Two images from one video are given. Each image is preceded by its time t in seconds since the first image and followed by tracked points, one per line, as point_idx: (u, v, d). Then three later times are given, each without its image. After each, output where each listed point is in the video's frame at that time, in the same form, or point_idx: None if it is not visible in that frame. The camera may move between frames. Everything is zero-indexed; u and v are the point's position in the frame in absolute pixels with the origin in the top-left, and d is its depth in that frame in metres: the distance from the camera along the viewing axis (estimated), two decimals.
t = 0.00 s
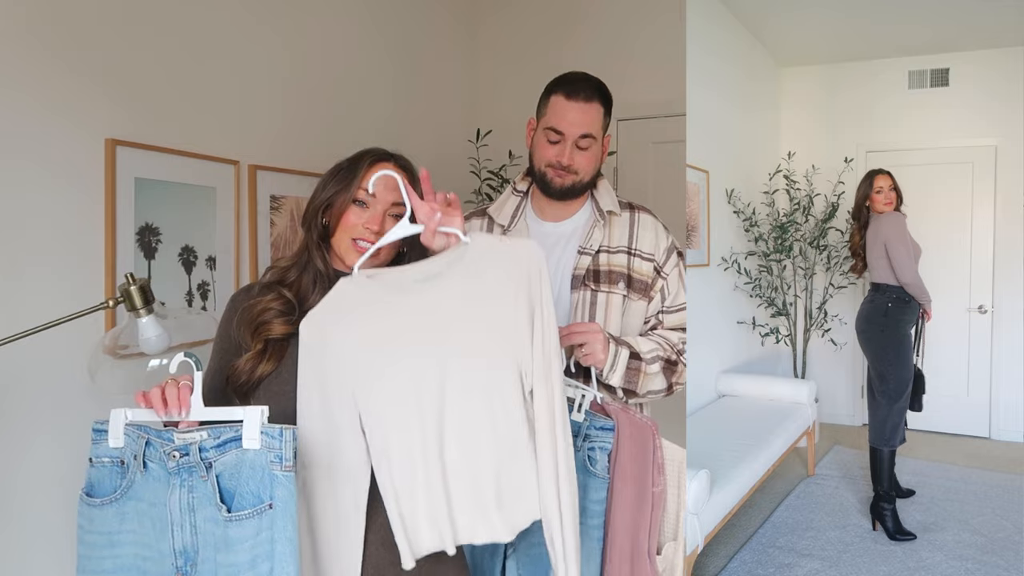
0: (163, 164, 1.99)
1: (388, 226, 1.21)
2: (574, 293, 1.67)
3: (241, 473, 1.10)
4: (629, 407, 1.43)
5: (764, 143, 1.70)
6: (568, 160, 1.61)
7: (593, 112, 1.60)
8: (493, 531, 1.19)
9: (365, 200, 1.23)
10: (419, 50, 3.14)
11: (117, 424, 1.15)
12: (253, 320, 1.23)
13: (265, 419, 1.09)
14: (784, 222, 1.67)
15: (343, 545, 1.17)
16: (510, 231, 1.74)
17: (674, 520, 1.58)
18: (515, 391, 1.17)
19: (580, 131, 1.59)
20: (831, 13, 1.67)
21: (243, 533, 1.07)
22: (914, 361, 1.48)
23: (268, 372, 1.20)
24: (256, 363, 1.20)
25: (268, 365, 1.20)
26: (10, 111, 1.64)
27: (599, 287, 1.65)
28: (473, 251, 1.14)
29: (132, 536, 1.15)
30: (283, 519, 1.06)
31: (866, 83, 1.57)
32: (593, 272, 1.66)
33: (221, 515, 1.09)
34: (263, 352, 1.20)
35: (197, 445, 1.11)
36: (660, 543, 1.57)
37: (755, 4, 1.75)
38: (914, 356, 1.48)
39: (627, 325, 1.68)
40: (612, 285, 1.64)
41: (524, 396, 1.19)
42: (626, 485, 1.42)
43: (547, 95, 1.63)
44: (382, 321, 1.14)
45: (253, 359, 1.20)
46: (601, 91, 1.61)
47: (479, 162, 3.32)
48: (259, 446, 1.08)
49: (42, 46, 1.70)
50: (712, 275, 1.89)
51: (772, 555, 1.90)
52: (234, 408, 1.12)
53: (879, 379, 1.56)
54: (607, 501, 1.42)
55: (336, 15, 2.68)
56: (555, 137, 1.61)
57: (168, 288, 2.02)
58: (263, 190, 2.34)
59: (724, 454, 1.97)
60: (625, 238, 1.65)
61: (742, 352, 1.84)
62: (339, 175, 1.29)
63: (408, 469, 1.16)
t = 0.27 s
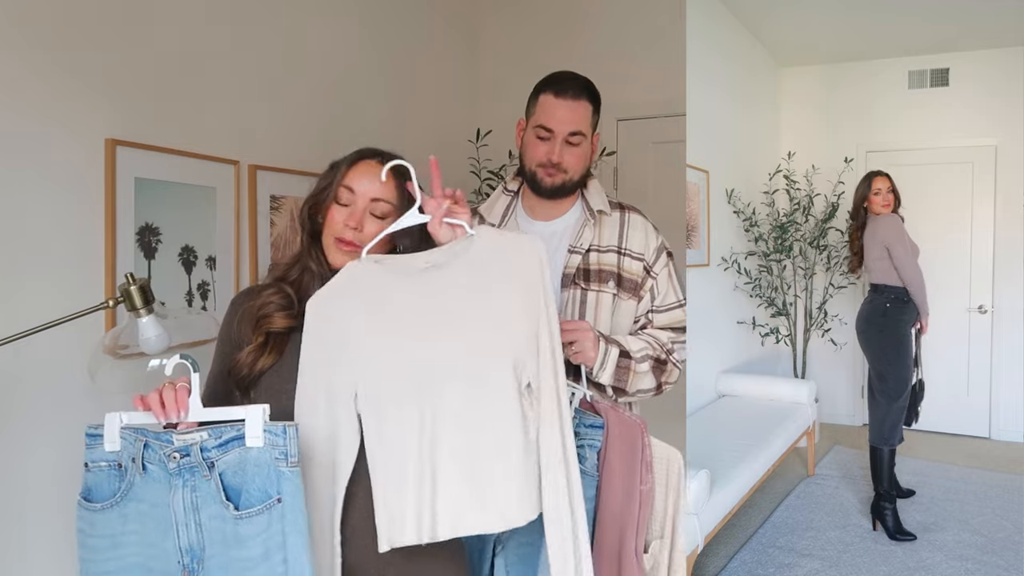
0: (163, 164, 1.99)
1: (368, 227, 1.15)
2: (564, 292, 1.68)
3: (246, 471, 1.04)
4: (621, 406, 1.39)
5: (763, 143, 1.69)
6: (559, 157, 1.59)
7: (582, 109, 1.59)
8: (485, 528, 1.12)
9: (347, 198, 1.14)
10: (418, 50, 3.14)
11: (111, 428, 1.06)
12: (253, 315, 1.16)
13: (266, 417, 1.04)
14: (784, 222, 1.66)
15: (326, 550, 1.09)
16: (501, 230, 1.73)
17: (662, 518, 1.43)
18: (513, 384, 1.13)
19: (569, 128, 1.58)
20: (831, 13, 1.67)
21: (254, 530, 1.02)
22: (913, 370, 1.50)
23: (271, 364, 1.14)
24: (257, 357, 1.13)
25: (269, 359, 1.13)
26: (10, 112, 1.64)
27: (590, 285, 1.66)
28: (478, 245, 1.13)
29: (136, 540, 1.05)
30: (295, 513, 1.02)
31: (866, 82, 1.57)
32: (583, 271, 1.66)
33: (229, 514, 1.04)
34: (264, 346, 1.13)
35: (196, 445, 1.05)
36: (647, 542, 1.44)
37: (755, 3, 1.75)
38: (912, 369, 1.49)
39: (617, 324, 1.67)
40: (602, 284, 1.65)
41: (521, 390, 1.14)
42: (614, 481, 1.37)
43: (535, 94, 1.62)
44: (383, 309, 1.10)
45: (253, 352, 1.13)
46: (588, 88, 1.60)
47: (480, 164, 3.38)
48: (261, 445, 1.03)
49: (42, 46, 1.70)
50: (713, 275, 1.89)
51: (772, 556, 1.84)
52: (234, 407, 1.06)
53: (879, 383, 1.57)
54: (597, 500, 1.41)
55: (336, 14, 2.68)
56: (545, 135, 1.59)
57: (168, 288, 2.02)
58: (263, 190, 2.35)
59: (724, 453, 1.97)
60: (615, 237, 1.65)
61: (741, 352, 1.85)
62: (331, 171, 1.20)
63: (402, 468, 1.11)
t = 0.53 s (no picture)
0: (163, 164, 1.99)
1: (355, 218, 1.14)
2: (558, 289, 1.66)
3: (248, 466, 0.97)
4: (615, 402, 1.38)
5: (763, 143, 1.69)
6: (553, 151, 1.59)
7: (572, 105, 1.61)
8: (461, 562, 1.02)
9: (333, 193, 1.15)
10: (418, 50, 3.14)
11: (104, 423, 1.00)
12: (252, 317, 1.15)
13: (269, 414, 0.96)
14: (784, 222, 1.65)
15: (320, 557, 1.03)
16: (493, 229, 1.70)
17: (658, 512, 1.43)
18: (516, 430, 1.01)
19: (560, 123, 1.60)
20: (831, 13, 1.67)
21: (257, 526, 0.96)
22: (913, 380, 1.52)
23: (269, 366, 1.13)
24: (256, 358, 1.13)
25: (268, 360, 1.13)
26: (11, 112, 1.64)
27: (583, 283, 1.65)
28: (507, 283, 0.99)
29: (133, 536, 1.00)
30: (299, 508, 0.95)
31: (866, 82, 1.57)
32: (576, 269, 1.65)
33: (230, 511, 0.97)
34: (262, 348, 1.13)
35: (197, 441, 0.97)
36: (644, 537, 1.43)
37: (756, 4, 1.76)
38: (911, 376, 1.51)
39: (611, 321, 1.68)
40: (595, 281, 1.64)
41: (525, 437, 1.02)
42: (611, 476, 1.35)
43: (526, 93, 1.64)
44: (390, 322, 0.98)
45: (253, 353, 1.13)
46: (578, 86, 1.63)
47: (480, 164, 3.35)
48: (265, 440, 0.95)
49: (43, 46, 1.70)
50: (713, 275, 1.88)
51: (772, 556, 1.84)
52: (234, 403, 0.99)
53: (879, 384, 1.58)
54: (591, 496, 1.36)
55: (336, 14, 2.68)
56: (536, 132, 1.61)
57: (168, 288, 2.03)
58: (263, 190, 2.35)
59: (725, 454, 1.96)
60: (607, 234, 1.66)
61: (741, 352, 1.84)
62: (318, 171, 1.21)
63: (395, 490, 1.01)
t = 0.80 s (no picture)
0: (163, 164, 1.99)
1: (352, 222, 1.16)
2: (555, 289, 1.65)
3: (219, 418, 0.97)
4: (615, 400, 1.39)
5: (763, 143, 1.69)
6: (546, 151, 1.60)
7: (564, 104, 1.61)
8: None
9: (331, 198, 1.17)
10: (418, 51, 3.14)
11: (60, 375, 0.94)
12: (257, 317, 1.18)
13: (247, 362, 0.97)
14: (784, 222, 1.65)
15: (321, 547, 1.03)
16: (489, 231, 1.69)
17: (661, 508, 1.43)
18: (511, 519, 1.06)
19: (553, 122, 1.60)
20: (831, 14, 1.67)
21: (229, 479, 0.96)
22: (920, 378, 1.50)
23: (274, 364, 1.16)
24: (262, 357, 1.15)
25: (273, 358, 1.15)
26: (10, 112, 1.64)
27: (579, 282, 1.65)
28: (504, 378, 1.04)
29: (88, 497, 0.96)
30: (273, 463, 0.96)
31: (866, 82, 1.56)
32: (573, 268, 1.65)
33: (199, 464, 0.96)
34: (266, 347, 1.15)
35: (166, 392, 0.97)
36: (648, 532, 1.45)
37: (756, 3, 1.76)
38: (920, 374, 1.50)
39: (608, 321, 1.68)
40: (591, 281, 1.64)
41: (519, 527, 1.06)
42: (613, 473, 1.35)
43: (517, 93, 1.65)
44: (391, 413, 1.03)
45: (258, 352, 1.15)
46: (569, 85, 1.63)
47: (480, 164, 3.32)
48: (240, 392, 0.96)
49: (43, 46, 1.70)
50: (713, 275, 1.88)
51: (772, 555, 1.85)
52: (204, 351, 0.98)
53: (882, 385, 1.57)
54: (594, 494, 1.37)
55: (336, 14, 2.68)
56: (529, 131, 1.61)
57: (168, 287, 2.02)
58: (263, 190, 2.34)
59: (724, 454, 1.97)
60: (603, 234, 1.66)
61: (742, 352, 1.83)
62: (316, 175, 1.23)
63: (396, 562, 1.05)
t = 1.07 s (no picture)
0: (163, 164, 1.99)
1: (352, 222, 1.16)
2: (555, 289, 1.65)
3: (208, 308, 0.84)
4: (616, 400, 1.39)
5: (763, 143, 1.69)
6: (544, 152, 1.60)
7: (561, 104, 1.62)
8: None
9: (331, 200, 1.18)
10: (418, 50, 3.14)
11: (38, 260, 0.84)
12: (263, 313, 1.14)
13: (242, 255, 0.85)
14: (784, 222, 1.65)
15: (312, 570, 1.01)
16: (488, 231, 1.69)
17: (664, 507, 1.44)
18: None
19: (550, 122, 1.60)
20: (831, 14, 1.67)
21: (213, 371, 0.83)
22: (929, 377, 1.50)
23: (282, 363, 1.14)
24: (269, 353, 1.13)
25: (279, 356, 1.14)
26: (11, 111, 1.64)
27: (579, 282, 1.65)
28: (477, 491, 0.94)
29: (57, 391, 0.83)
30: (261, 360, 0.84)
31: (866, 82, 1.56)
32: (572, 268, 1.65)
33: (181, 354, 0.83)
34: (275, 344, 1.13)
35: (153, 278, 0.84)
36: (652, 530, 1.45)
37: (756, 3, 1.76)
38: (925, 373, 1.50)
39: (608, 320, 1.68)
40: (591, 280, 1.64)
41: None
42: (614, 472, 1.35)
43: (514, 93, 1.65)
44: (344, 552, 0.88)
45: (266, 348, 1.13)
46: (567, 85, 1.64)
47: (480, 164, 3.32)
48: (234, 285, 0.84)
49: (43, 46, 1.70)
50: (713, 275, 1.88)
51: (772, 556, 1.84)
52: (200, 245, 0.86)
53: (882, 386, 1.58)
54: (595, 494, 1.37)
55: (336, 14, 2.68)
56: (528, 132, 1.61)
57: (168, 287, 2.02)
58: (263, 190, 2.34)
59: (724, 454, 1.97)
60: (603, 233, 1.66)
61: (741, 352, 1.84)
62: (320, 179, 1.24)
63: None
